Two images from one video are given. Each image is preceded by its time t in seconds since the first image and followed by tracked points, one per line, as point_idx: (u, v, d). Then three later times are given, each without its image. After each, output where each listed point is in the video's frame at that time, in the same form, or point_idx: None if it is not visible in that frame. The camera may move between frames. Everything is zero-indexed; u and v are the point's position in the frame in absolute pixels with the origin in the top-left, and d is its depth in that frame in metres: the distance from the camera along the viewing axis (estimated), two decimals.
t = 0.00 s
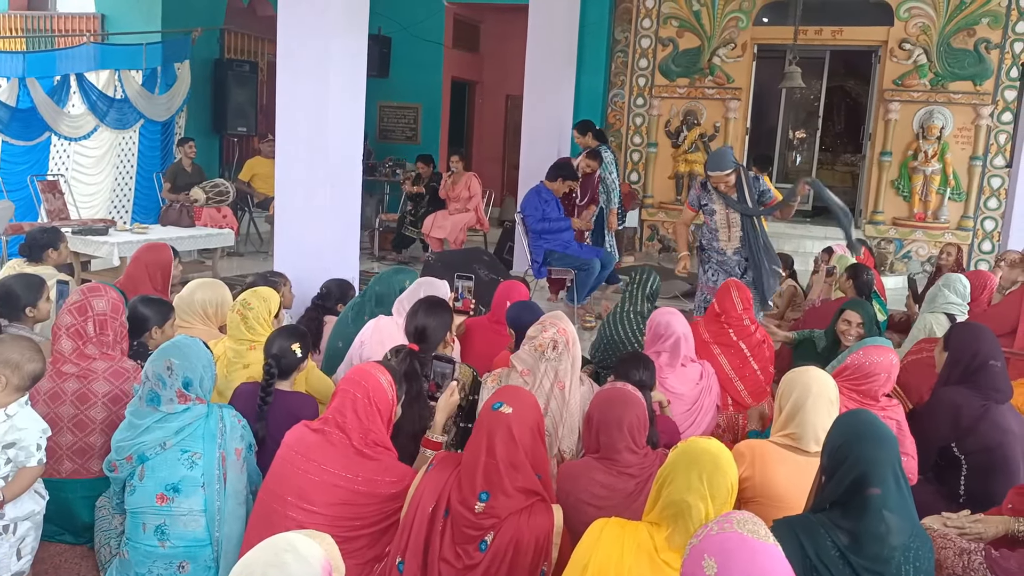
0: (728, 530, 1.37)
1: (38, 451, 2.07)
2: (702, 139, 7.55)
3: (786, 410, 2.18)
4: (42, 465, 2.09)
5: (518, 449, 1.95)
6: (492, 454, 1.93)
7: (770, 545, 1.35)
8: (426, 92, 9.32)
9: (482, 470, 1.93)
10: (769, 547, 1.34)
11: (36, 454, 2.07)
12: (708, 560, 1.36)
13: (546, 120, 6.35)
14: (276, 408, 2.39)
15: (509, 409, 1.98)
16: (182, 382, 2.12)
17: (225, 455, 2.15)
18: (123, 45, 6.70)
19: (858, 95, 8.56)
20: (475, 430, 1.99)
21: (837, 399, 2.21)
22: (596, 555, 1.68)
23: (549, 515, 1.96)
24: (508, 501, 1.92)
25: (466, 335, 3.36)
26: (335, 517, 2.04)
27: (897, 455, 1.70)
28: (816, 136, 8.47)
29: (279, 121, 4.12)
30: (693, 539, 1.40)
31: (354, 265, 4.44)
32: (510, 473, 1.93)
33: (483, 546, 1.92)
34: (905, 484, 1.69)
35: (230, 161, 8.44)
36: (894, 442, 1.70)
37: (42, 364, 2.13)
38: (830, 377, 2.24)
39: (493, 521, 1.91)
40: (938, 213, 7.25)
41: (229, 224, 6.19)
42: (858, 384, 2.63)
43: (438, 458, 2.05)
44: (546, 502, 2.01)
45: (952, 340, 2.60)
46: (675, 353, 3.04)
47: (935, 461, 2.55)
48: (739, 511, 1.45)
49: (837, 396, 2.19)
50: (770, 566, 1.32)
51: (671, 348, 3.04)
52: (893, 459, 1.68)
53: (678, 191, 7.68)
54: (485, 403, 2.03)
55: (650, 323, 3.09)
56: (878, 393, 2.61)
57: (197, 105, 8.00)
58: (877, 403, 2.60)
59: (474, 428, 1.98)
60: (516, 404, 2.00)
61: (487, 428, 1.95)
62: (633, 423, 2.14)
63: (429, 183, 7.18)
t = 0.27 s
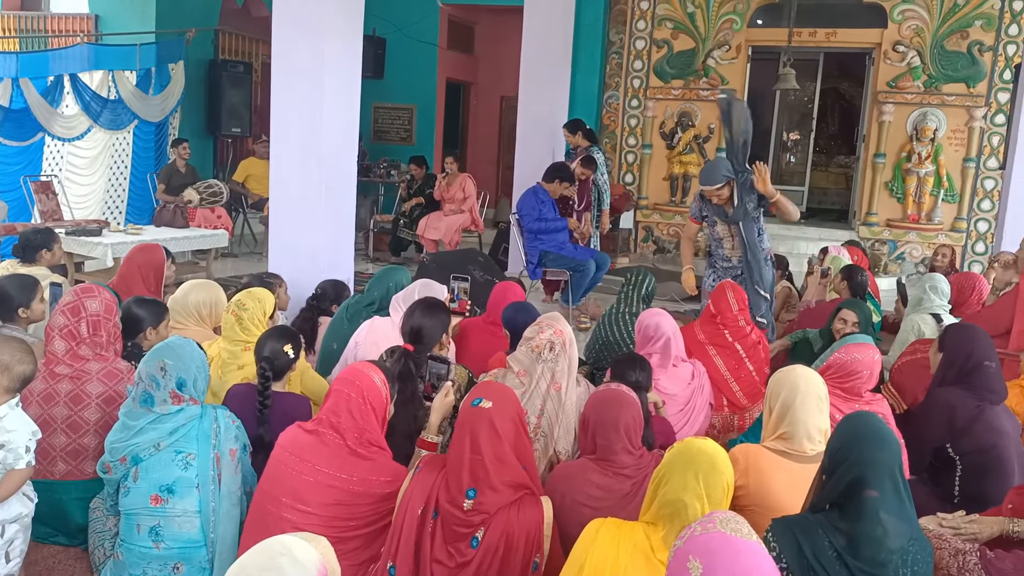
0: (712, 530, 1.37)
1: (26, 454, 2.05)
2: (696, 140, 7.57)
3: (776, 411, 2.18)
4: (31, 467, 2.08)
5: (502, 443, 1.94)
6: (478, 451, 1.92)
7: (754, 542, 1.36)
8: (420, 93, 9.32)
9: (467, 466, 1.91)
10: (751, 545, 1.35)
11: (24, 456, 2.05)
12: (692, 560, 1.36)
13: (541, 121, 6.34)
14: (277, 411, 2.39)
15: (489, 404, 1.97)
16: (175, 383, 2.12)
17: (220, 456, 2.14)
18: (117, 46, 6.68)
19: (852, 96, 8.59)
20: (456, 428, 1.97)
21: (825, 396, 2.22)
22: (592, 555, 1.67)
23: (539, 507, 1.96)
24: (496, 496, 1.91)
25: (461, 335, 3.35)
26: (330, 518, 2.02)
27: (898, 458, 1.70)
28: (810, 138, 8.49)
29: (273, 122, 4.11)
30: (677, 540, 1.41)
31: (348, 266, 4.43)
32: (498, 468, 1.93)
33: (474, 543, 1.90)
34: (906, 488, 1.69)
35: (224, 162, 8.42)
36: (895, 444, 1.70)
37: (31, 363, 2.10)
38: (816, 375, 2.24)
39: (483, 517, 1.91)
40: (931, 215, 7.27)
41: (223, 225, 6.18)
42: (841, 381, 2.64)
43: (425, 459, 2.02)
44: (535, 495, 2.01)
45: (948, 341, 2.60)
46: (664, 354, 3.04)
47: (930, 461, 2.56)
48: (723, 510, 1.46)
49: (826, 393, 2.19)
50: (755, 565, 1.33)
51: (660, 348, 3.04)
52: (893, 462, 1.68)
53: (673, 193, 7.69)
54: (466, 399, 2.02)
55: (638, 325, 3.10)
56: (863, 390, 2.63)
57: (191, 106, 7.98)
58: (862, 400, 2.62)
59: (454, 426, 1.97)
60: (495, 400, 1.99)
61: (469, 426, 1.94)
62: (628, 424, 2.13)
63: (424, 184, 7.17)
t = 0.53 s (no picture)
0: (683, 531, 1.38)
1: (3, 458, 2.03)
2: (678, 142, 7.60)
3: (751, 409, 2.13)
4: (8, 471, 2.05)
5: (479, 439, 1.94)
6: (456, 448, 1.92)
7: (723, 541, 1.37)
8: (402, 94, 9.30)
9: (445, 463, 1.91)
10: (721, 544, 1.35)
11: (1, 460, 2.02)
12: (663, 561, 1.37)
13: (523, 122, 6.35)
14: (247, 409, 2.37)
15: (465, 402, 1.98)
16: (156, 385, 2.11)
17: (200, 459, 2.12)
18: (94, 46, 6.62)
19: (831, 98, 8.67)
20: (433, 428, 1.97)
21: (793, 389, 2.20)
22: (574, 556, 1.67)
23: (518, 503, 1.96)
24: (475, 493, 1.92)
25: (444, 336, 3.35)
26: (312, 519, 2.01)
27: (908, 463, 1.70)
28: (790, 139, 8.55)
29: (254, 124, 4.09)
30: (648, 542, 1.42)
31: (331, 267, 4.41)
32: (476, 464, 1.93)
33: (454, 541, 1.89)
34: (910, 492, 1.70)
35: (204, 163, 8.37)
36: (905, 447, 1.71)
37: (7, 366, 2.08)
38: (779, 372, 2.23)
39: (463, 514, 1.90)
40: (910, 215, 7.34)
41: (204, 227, 6.13)
42: (806, 376, 2.80)
43: (402, 462, 2.00)
44: (512, 492, 2.01)
45: (927, 341, 2.63)
46: (642, 355, 3.06)
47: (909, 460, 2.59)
48: (691, 510, 1.46)
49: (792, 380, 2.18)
50: (725, 564, 1.33)
51: (638, 349, 3.06)
52: (901, 464, 1.69)
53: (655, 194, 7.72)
54: (441, 397, 2.02)
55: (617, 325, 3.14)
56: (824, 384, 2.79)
57: (171, 106, 7.92)
58: (826, 391, 2.75)
59: (432, 424, 1.97)
60: (471, 397, 1.99)
61: (446, 423, 1.94)
62: (610, 422, 2.14)
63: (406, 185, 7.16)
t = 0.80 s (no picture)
0: (661, 523, 1.40)
1: None
2: (648, 138, 7.64)
3: (721, 406, 2.17)
4: None
5: (448, 432, 1.96)
6: (426, 443, 1.93)
7: (700, 533, 1.39)
8: (371, 92, 9.25)
9: (416, 459, 1.92)
10: (699, 537, 1.38)
11: None
12: (642, 552, 1.38)
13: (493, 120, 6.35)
14: (215, 410, 2.35)
15: (433, 397, 1.99)
16: (124, 388, 2.10)
17: (171, 461, 2.10)
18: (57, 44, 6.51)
19: (798, 94, 8.78)
20: (404, 424, 1.98)
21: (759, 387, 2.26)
22: (549, 552, 1.68)
23: (490, 497, 1.96)
24: (446, 487, 1.92)
25: (415, 334, 3.35)
26: (285, 520, 2.00)
27: (890, 453, 1.71)
28: (758, 135, 8.64)
29: (221, 123, 4.05)
30: (627, 535, 1.43)
31: (301, 266, 4.38)
32: (446, 458, 1.94)
33: (426, 537, 1.89)
34: (892, 482, 1.71)
35: (171, 163, 8.25)
36: (888, 439, 1.72)
37: None
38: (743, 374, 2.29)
39: (434, 509, 1.90)
40: (876, 210, 7.46)
41: (171, 227, 6.06)
42: (768, 368, 2.86)
43: (373, 460, 2.01)
44: (485, 487, 2.02)
45: (894, 334, 2.69)
46: (614, 351, 3.08)
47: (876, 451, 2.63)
48: (670, 503, 1.48)
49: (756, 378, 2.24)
50: (701, 556, 1.35)
51: (611, 344, 3.09)
52: (885, 456, 1.70)
53: (626, 190, 7.76)
54: (411, 394, 2.03)
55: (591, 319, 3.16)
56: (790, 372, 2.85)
57: (136, 105, 7.81)
58: (792, 380, 2.80)
59: (402, 421, 1.97)
60: (440, 393, 2.01)
61: (416, 420, 1.95)
62: (582, 419, 2.15)
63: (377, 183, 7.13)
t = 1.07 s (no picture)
0: (640, 514, 1.41)
1: None
2: (616, 137, 7.68)
3: (689, 400, 2.18)
4: None
5: (419, 431, 1.96)
6: (396, 443, 1.93)
7: (678, 525, 1.40)
8: (339, 93, 9.21)
9: (387, 459, 1.92)
10: (677, 528, 1.39)
11: None
12: (620, 544, 1.39)
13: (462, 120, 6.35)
14: (185, 414, 2.32)
15: (403, 397, 1.99)
16: (90, 398, 2.06)
17: (140, 468, 2.07)
18: (16, 49, 6.41)
19: (764, 92, 8.88)
20: (374, 425, 1.97)
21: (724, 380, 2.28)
22: (522, 550, 1.67)
23: (462, 498, 1.96)
24: (417, 487, 1.92)
25: (387, 336, 3.35)
26: (256, 524, 1.99)
27: (854, 443, 1.75)
28: (725, 132, 8.72)
29: (187, 126, 4.01)
30: (607, 526, 1.44)
31: (270, 270, 4.35)
32: (416, 458, 1.94)
33: (399, 538, 1.90)
34: (857, 470, 1.75)
35: (136, 168, 8.15)
36: (852, 430, 1.75)
37: None
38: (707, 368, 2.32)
39: (406, 510, 1.91)
40: (841, 205, 7.57)
41: (137, 232, 5.98)
42: (740, 363, 2.89)
43: (343, 463, 2.01)
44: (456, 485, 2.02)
45: (861, 326, 2.73)
46: (588, 349, 3.10)
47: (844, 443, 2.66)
48: (649, 495, 1.50)
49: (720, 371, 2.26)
50: (678, 545, 1.37)
51: (585, 342, 3.11)
52: (850, 445, 1.74)
53: (595, 189, 7.80)
54: (381, 395, 2.03)
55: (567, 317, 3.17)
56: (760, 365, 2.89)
57: (99, 110, 7.70)
58: (763, 374, 2.84)
59: (372, 422, 1.97)
60: (411, 393, 2.01)
61: (386, 420, 1.95)
62: (554, 417, 2.16)
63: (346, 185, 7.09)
